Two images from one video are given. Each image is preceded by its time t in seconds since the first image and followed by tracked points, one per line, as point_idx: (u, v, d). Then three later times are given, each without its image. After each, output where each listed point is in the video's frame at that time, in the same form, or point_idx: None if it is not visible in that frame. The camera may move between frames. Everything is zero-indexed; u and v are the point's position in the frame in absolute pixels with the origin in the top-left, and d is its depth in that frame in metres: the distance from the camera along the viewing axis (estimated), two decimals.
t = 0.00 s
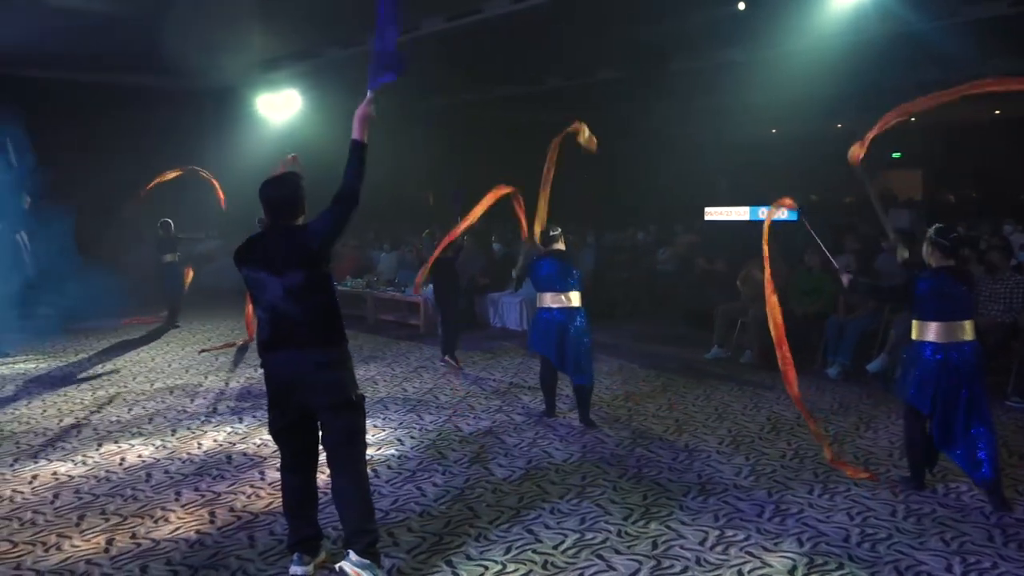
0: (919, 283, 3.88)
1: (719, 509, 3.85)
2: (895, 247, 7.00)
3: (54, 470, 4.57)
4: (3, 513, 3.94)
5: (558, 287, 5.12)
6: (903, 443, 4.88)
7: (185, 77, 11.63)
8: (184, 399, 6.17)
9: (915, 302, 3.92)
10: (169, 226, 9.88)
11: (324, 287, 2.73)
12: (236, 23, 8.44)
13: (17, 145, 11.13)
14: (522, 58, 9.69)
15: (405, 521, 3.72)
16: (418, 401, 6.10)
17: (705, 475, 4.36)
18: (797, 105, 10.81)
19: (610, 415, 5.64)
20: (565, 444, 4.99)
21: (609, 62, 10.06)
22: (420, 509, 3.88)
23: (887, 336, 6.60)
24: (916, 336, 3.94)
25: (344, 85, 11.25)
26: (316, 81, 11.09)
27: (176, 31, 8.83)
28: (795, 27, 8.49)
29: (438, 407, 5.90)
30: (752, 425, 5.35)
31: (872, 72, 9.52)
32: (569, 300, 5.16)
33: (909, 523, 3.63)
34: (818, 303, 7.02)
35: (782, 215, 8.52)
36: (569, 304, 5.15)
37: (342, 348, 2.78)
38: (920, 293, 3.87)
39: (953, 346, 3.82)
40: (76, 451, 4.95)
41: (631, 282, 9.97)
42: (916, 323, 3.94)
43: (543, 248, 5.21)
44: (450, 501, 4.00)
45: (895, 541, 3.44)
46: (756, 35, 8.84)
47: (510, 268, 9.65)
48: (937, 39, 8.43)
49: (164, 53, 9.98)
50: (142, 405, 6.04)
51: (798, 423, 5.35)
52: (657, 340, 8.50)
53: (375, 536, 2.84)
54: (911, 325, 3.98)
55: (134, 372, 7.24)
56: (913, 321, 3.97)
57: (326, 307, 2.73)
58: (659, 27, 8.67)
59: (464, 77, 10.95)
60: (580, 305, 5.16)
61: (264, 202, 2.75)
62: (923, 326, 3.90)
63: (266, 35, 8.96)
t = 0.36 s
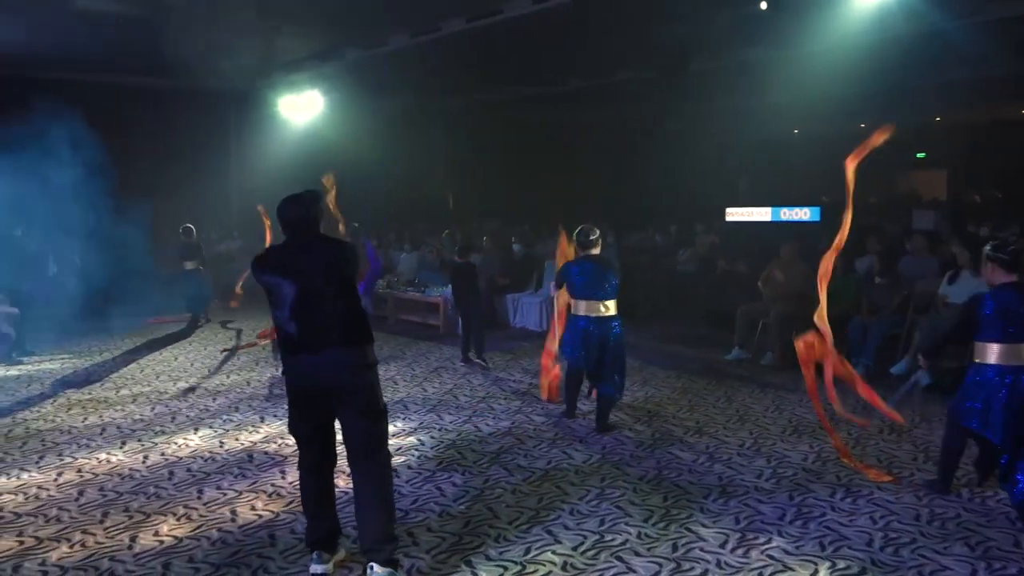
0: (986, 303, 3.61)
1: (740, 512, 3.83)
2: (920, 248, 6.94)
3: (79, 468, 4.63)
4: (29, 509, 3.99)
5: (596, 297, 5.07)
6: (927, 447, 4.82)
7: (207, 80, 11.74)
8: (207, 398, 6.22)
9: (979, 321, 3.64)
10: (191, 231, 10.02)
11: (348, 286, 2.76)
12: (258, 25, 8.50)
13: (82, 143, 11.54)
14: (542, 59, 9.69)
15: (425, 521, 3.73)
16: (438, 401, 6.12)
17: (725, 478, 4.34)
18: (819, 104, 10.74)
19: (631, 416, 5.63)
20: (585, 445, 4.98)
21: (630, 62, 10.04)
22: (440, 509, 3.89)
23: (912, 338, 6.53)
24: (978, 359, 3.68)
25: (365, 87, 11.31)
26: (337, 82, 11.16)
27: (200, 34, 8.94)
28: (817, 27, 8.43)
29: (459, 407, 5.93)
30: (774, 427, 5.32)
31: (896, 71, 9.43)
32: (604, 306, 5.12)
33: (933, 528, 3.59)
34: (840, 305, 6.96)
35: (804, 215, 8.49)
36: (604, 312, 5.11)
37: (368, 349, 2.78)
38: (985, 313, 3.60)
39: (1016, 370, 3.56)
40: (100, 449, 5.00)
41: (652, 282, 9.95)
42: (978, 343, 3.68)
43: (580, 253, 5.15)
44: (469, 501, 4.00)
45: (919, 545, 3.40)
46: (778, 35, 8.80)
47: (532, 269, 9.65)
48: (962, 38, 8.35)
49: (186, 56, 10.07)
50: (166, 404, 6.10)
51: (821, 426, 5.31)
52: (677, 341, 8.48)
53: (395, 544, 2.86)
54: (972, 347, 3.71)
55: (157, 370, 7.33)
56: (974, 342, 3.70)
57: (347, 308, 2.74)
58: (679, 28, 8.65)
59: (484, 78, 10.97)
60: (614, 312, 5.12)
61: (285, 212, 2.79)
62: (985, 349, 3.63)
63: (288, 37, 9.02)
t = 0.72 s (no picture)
0: None
1: (761, 515, 3.80)
2: (944, 249, 6.86)
3: (103, 466, 4.68)
4: (54, 506, 4.04)
5: (627, 288, 5.07)
6: (952, 450, 4.77)
7: (230, 82, 11.84)
8: (229, 398, 6.27)
9: None
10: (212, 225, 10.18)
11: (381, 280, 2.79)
12: (280, 28, 8.59)
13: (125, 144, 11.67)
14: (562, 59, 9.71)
15: (445, 521, 3.74)
16: (458, 401, 6.13)
17: (746, 480, 4.31)
18: (843, 104, 10.65)
19: (649, 418, 5.61)
20: (604, 446, 4.98)
21: (650, 62, 10.01)
22: (460, 509, 3.90)
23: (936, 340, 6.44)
24: None
25: (386, 86, 11.35)
26: (357, 84, 11.21)
27: (224, 37, 9.02)
28: (839, 26, 8.38)
29: (479, 408, 5.93)
30: (794, 429, 5.29)
31: (919, 70, 9.35)
32: (634, 298, 5.10)
33: (959, 533, 3.55)
34: (863, 306, 6.90)
35: (826, 216, 8.43)
36: (635, 305, 5.10)
37: (397, 348, 2.80)
38: None
39: None
40: (124, 447, 5.06)
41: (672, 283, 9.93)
42: None
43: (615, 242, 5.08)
44: (489, 503, 4.00)
45: (943, 550, 3.36)
46: (799, 35, 8.75)
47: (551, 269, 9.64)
48: (987, 38, 8.26)
49: (210, 58, 10.17)
50: (188, 403, 6.17)
51: (843, 428, 5.27)
52: (697, 343, 8.44)
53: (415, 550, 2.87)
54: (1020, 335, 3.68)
55: (179, 370, 7.40)
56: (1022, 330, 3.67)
57: (375, 307, 2.75)
58: (699, 28, 8.62)
59: (503, 79, 10.97)
60: (643, 306, 5.10)
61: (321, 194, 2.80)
62: None
63: (309, 39, 9.09)
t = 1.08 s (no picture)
0: None
1: (780, 518, 3.77)
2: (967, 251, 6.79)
3: (125, 465, 4.73)
4: (77, 505, 4.08)
5: (647, 290, 5.03)
6: (976, 454, 4.71)
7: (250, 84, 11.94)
8: (249, 398, 6.32)
9: None
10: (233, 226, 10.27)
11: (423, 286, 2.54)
12: (301, 31, 8.66)
13: (153, 148, 11.93)
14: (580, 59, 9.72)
15: (462, 523, 3.74)
16: (476, 403, 6.13)
17: (766, 483, 4.28)
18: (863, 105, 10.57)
19: (668, 420, 5.59)
20: (621, 448, 4.96)
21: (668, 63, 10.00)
22: (477, 510, 3.91)
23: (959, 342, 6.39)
24: None
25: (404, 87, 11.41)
26: (376, 85, 11.27)
27: (245, 39, 9.11)
28: (859, 26, 8.33)
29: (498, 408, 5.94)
30: (816, 431, 5.25)
31: (941, 70, 9.26)
32: (653, 299, 5.06)
33: (981, 538, 3.50)
34: (884, 308, 6.84)
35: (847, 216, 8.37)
36: (655, 307, 5.06)
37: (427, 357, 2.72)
38: None
39: None
40: (146, 446, 5.12)
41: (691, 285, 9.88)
42: None
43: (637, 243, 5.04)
44: (507, 504, 4.00)
45: (965, 554, 3.32)
46: (819, 34, 8.71)
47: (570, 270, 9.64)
48: (1013, 38, 8.14)
49: (231, 60, 10.27)
50: (209, 403, 6.22)
51: (865, 431, 5.22)
52: (717, 344, 8.39)
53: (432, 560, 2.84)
54: None
55: (199, 370, 7.48)
56: None
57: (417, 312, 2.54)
58: (717, 28, 8.60)
59: (521, 80, 10.99)
60: (662, 308, 5.06)
61: (365, 209, 2.60)
62: None
63: (329, 41, 9.16)
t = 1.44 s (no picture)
0: None
1: (801, 521, 3.75)
2: (991, 253, 6.72)
3: (146, 464, 4.77)
4: (98, 503, 4.12)
5: (664, 295, 5.03)
6: (999, 459, 4.65)
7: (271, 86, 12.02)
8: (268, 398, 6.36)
9: None
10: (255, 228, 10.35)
11: (449, 290, 2.59)
12: (322, 33, 8.72)
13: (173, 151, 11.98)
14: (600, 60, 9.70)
15: (481, 524, 3.74)
16: (494, 404, 6.14)
17: (786, 487, 4.25)
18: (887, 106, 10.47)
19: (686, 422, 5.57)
20: (640, 450, 4.94)
21: (687, 64, 9.96)
22: (495, 511, 3.91)
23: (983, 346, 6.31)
24: None
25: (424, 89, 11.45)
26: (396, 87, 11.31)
27: (266, 41, 9.18)
28: (881, 25, 8.27)
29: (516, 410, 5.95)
30: (837, 435, 5.21)
31: (965, 70, 9.16)
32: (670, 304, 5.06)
33: (1006, 543, 3.46)
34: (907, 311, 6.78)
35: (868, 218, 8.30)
36: (671, 311, 5.05)
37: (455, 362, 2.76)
38: None
39: None
40: (166, 446, 5.15)
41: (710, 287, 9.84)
42: None
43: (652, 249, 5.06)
44: (526, 506, 4.00)
45: (989, 560, 3.29)
46: (840, 34, 8.65)
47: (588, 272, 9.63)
48: None
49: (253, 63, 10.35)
50: (229, 403, 6.26)
51: (886, 435, 5.18)
52: (736, 347, 8.34)
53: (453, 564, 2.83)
54: None
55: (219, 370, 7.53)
56: None
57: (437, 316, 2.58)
58: (738, 28, 8.57)
59: (540, 81, 10.98)
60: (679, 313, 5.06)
61: (403, 222, 2.65)
62: None
63: (349, 43, 9.22)
